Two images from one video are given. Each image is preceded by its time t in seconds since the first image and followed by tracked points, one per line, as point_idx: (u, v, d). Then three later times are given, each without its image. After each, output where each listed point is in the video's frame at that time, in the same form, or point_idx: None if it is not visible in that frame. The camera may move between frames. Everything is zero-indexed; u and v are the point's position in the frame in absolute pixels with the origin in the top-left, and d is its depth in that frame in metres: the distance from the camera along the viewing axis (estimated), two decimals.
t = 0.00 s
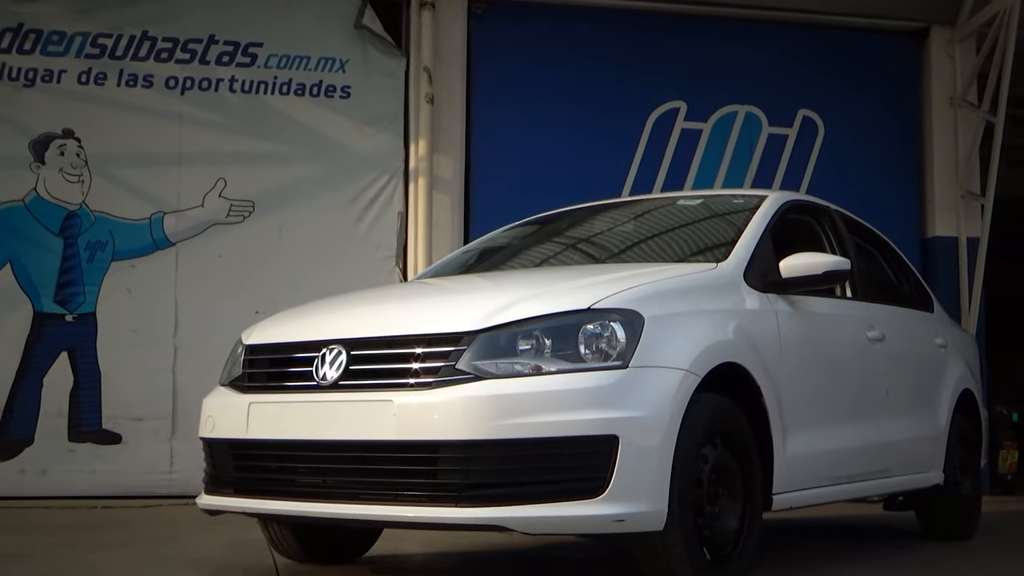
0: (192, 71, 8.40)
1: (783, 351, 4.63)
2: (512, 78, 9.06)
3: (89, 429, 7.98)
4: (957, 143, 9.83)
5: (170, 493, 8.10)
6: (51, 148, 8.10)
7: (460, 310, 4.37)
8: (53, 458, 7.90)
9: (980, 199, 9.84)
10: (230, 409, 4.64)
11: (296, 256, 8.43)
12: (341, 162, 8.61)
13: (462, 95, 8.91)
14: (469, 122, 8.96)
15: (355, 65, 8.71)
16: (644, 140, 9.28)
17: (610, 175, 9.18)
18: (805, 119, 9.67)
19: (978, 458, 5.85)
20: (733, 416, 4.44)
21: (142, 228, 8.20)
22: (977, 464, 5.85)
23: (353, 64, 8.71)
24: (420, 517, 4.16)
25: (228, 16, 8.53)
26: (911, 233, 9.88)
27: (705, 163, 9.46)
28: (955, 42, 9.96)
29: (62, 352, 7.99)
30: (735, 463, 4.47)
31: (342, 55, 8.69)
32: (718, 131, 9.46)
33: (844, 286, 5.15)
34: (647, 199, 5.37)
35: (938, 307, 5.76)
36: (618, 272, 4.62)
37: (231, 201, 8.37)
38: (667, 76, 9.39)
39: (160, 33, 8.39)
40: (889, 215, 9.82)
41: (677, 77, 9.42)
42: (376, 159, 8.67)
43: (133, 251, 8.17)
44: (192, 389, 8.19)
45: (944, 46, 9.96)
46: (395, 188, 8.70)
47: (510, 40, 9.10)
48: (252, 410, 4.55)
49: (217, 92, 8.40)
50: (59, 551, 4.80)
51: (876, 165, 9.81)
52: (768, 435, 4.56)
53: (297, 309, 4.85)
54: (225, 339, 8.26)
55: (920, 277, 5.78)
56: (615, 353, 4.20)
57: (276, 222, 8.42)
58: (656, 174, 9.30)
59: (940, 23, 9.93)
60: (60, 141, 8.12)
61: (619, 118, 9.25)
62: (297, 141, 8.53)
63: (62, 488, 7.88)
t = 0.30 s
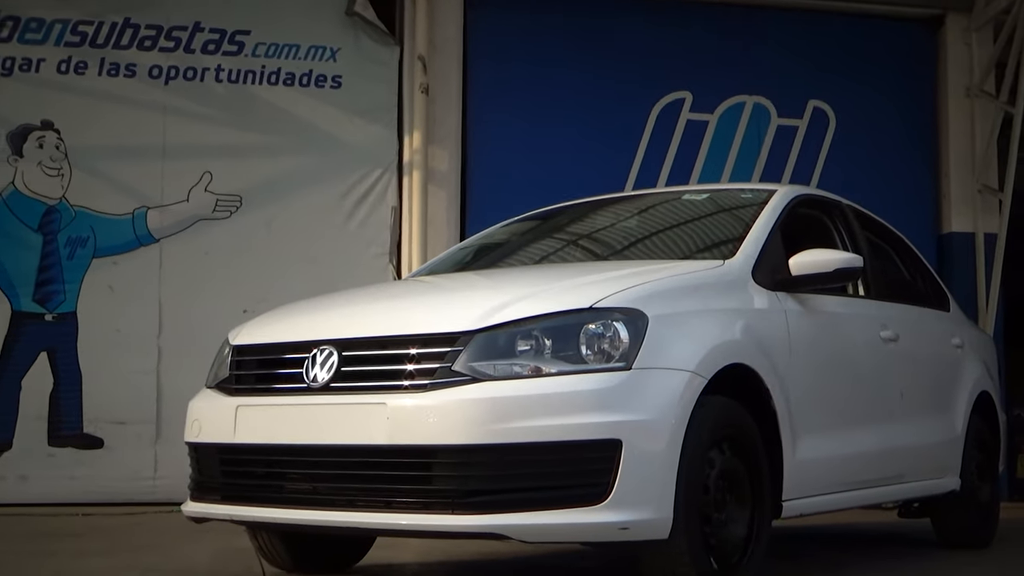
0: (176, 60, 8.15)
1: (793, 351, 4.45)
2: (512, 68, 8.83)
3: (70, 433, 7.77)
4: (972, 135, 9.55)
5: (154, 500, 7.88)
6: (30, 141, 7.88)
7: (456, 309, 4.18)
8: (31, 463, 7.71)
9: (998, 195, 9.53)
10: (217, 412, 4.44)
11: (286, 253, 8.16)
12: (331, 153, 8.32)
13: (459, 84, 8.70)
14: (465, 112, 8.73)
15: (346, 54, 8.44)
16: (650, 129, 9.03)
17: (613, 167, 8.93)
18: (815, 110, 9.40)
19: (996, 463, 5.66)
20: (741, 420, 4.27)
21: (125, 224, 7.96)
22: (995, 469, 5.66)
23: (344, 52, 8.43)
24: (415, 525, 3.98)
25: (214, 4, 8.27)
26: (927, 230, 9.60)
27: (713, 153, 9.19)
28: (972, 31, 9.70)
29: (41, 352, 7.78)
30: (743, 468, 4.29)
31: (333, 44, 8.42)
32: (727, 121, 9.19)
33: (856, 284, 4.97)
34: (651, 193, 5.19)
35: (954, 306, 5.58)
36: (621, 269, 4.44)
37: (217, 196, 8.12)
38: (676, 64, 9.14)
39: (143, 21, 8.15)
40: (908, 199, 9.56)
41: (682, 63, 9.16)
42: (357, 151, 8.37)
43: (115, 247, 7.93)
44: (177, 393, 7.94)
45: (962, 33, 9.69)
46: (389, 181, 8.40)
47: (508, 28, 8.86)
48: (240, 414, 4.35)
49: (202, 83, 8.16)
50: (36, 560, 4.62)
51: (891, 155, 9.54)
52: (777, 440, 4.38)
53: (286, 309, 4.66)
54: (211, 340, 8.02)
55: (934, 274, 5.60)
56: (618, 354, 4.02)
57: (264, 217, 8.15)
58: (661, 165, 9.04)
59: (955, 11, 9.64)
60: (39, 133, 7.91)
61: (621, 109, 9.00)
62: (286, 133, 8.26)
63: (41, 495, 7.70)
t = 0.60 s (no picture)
0: (160, 49, 7.95)
1: (803, 352, 4.28)
2: (510, 59, 8.63)
3: (50, 438, 7.58)
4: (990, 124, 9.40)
5: (136, 508, 7.70)
6: (8, 133, 7.69)
7: (451, 309, 4.00)
8: (11, 469, 7.51)
9: (1015, 188, 9.40)
10: (202, 415, 4.25)
11: (274, 250, 7.98)
12: (321, 146, 8.13)
13: (454, 71, 8.49)
14: (461, 103, 8.54)
15: (337, 43, 8.24)
16: (654, 122, 8.83)
17: (616, 160, 8.74)
18: (825, 101, 9.21)
19: (1013, 467, 5.49)
20: (749, 424, 4.10)
21: (106, 221, 7.76)
22: (1012, 474, 5.50)
23: (335, 41, 8.24)
24: (409, 533, 3.81)
25: None
26: (943, 227, 9.44)
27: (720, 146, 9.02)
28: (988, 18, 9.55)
29: (19, 354, 7.59)
30: (750, 474, 4.13)
31: (322, 32, 8.22)
32: (733, 111, 9.00)
33: (868, 282, 4.80)
34: (654, 188, 5.02)
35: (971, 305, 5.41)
36: (623, 267, 4.26)
37: (203, 191, 7.92)
38: (675, 52, 8.94)
39: (125, 8, 7.93)
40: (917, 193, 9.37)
41: (686, 54, 8.97)
42: (350, 144, 8.19)
43: (95, 246, 7.73)
44: (159, 398, 7.76)
45: (978, 21, 9.54)
46: (382, 175, 8.24)
47: (506, 18, 8.65)
48: (226, 418, 4.17)
49: (186, 73, 7.96)
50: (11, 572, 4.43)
51: (898, 147, 9.35)
52: (786, 444, 4.21)
53: (275, 308, 4.48)
54: (197, 341, 7.84)
55: (950, 271, 5.43)
56: (620, 355, 3.85)
57: (251, 213, 7.96)
58: (666, 159, 8.86)
59: None
60: (17, 125, 7.71)
61: (623, 101, 8.80)
62: (275, 125, 8.07)
63: (21, 502, 7.50)
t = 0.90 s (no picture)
0: (142, 38, 7.75)
1: (814, 353, 4.11)
2: (508, 49, 8.44)
3: (27, 443, 7.40)
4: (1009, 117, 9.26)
5: (117, 517, 7.52)
6: None
7: (445, 310, 3.81)
8: None
9: None
10: (185, 420, 4.07)
11: (263, 249, 7.80)
12: (312, 138, 7.94)
13: (449, 59, 8.29)
14: (457, 95, 8.35)
15: (327, 31, 8.05)
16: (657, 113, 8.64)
17: (616, 155, 8.56)
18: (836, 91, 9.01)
19: None
20: (758, 429, 3.93)
21: (86, 217, 7.58)
22: None
23: (325, 29, 8.05)
24: (402, 542, 3.64)
25: None
26: (959, 223, 9.29)
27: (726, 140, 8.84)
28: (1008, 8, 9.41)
29: None
30: (758, 480, 3.95)
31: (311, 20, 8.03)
32: (739, 106, 8.81)
33: (882, 281, 4.63)
34: (657, 182, 4.84)
35: (988, 304, 5.23)
36: (625, 265, 4.09)
37: (187, 185, 7.74)
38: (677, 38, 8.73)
39: None
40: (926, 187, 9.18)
41: (690, 42, 8.75)
42: (342, 135, 7.99)
43: (75, 241, 7.56)
44: (142, 400, 7.59)
45: (997, 10, 9.39)
46: (374, 169, 8.04)
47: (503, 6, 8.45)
48: (212, 423, 3.99)
49: (168, 62, 7.77)
50: None
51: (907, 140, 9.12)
52: (796, 450, 4.04)
53: (262, 308, 4.30)
54: (183, 343, 7.67)
55: (966, 269, 5.25)
56: (623, 358, 3.67)
57: (237, 208, 7.78)
58: (669, 154, 8.68)
59: None
60: None
61: (624, 92, 8.60)
62: (263, 116, 7.87)
63: None
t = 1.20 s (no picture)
0: (123, 25, 7.59)
1: (825, 354, 3.95)
2: (505, 39, 8.23)
3: (4, 449, 7.24)
4: None
5: (99, 525, 7.36)
6: None
7: (438, 310, 3.64)
8: None
9: None
10: (168, 424, 3.89)
11: (249, 248, 7.64)
12: (301, 130, 7.77)
13: (444, 47, 8.10)
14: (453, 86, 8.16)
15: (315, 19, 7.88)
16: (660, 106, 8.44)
17: (617, 149, 8.35)
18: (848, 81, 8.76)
19: None
20: (767, 434, 3.76)
21: (65, 214, 7.43)
22: None
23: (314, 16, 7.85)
24: (394, 553, 3.47)
25: None
26: (976, 219, 8.97)
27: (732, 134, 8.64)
28: None
29: None
30: (767, 487, 3.79)
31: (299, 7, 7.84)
32: (745, 99, 8.60)
33: (895, 279, 4.47)
34: (661, 176, 4.68)
35: (1006, 303, 5.06)
36: (627, 263, 3.92)
37: (170, 180, 7.58)
38: (682, 28, 8.50)
39: None
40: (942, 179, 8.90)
41: (693, 35, 8.52)
42: (332, 128, 7.83)
43: (54, 238, 7.41)
44: (125, 401, 7.43)
45: None
46: (364, 163, 7.88)
47: None
48: (196, 428, 3.82)
49: (151, 51, 7.62)
50: None
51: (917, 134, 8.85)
52: (806, 455, 3.87)
53: (249, 306, 4.13)
54: (168, 342, 7.52)
55: (983, 267, 5.08)
56: (625, 359, 3.51)
57: (224, 204, 7.63)
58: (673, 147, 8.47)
59: None
60: None
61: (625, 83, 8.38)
62: (249, 108, 7.70)
63: None
